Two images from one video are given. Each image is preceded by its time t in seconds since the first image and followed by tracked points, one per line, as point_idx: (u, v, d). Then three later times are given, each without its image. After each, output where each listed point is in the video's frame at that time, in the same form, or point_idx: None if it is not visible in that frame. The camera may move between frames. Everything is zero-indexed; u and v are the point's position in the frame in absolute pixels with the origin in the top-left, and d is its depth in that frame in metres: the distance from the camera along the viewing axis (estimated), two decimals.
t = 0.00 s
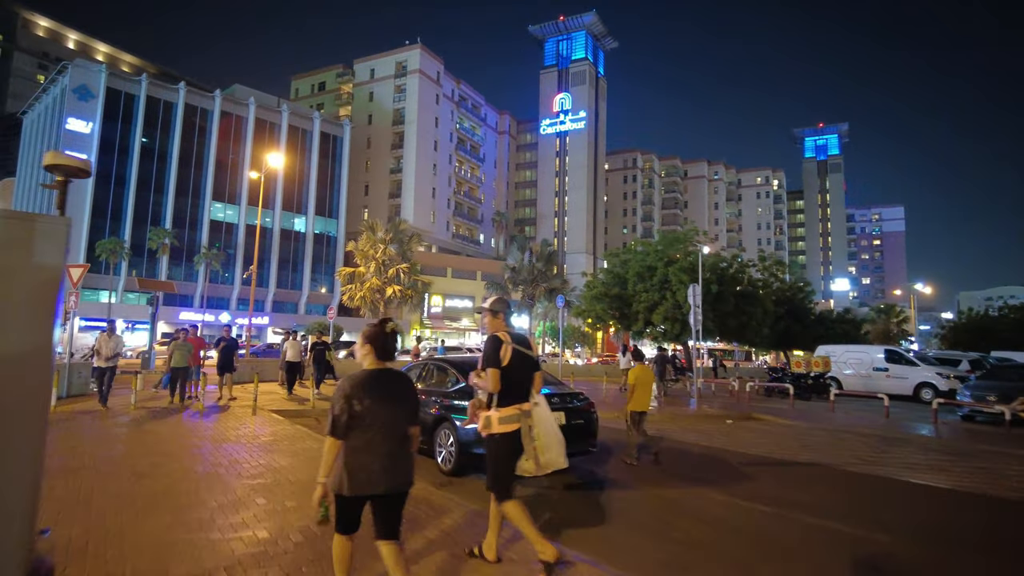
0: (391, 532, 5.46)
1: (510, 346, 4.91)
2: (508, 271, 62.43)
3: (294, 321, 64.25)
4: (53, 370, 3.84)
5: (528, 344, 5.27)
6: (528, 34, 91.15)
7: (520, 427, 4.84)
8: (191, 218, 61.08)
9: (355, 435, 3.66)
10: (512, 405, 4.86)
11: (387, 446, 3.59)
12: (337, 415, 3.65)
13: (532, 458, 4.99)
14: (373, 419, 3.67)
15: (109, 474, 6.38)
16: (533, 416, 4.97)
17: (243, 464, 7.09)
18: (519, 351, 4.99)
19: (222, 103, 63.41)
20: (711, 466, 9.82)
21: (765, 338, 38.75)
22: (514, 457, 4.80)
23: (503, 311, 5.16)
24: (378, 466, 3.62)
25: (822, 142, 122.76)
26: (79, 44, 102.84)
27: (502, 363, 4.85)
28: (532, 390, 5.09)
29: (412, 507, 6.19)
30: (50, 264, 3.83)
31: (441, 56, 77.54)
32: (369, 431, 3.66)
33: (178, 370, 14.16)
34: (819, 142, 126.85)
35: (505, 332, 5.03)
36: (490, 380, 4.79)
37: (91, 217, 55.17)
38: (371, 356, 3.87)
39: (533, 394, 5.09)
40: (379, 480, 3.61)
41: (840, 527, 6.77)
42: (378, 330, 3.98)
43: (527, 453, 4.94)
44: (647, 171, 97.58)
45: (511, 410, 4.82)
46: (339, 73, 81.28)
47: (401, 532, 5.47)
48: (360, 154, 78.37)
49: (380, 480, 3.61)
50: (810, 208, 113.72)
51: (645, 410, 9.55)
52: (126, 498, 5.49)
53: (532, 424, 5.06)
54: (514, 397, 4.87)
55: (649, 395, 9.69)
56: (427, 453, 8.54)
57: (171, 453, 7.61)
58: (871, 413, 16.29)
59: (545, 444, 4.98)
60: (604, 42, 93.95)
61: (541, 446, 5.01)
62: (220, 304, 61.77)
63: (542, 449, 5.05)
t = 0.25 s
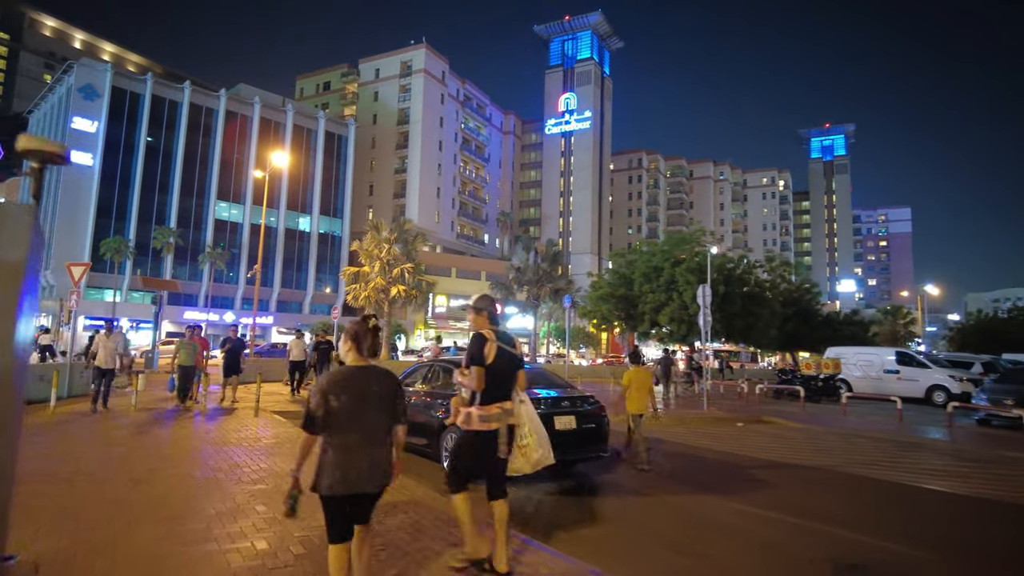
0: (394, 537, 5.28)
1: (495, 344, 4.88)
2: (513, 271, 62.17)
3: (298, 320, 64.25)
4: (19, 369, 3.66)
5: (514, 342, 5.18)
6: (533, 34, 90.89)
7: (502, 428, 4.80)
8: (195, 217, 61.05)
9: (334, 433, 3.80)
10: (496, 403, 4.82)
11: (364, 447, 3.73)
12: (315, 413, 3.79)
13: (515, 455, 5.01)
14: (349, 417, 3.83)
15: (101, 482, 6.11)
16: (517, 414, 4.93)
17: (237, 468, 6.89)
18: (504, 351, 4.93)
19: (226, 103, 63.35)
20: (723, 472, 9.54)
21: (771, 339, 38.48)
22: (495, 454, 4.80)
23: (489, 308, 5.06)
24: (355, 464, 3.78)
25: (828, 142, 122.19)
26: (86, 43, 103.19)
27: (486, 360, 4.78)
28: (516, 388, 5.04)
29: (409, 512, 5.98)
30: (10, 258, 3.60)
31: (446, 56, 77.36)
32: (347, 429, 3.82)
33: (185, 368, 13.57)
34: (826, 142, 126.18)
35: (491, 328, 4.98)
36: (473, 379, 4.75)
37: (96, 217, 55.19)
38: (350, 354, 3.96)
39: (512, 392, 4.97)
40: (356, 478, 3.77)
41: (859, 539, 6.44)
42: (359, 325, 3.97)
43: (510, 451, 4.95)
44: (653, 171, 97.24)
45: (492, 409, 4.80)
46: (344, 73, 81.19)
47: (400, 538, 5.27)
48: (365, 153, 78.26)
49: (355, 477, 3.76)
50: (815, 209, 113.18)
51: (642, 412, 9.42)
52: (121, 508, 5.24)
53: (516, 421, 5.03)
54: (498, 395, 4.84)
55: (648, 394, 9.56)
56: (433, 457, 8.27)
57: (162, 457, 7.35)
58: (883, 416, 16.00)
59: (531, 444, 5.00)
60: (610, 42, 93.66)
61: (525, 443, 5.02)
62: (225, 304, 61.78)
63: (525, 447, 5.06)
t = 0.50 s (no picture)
0: (396, 541, 5.04)
1: (470, 343, 4.61)
2: (519, 270, 61.90)
3: (303, 318, 64.16)
4: None
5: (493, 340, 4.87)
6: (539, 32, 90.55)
7: (475, 428, 4.54)
8: (201, 215, 60.93)
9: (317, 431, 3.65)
10: (468, 404, 4.57)
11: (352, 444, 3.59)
12: (297, 409, 3.68)
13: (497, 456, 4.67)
14: (338, 415, 3.69)
15: (95, 483, 5.89)
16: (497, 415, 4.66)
17: (234, 469, 6.70)
18: (482, 350, 4.67)
19: (232, 101, 63.24)
20: (738, 474, 9.19)
21: (779, 339, 38.13)
22: (471, 457, 4.55)
23: (465, 305, 4.80)
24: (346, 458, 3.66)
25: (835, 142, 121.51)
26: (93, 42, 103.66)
27: (457, 362, 4.55)
28: (495, 386, 4.67)
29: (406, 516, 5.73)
30: None
31: (452, 54, 77.17)
32: (335, 427, 3.67)
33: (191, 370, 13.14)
34: (832, 141, 125.46)
35: (466, 327, 4.76)
36: (444, 380, 4.54)
37: (102, 215, 55.19)
38: (339, 352, 3.87)
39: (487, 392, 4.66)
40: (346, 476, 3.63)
41: (886, 545, 6.02)
42: (348, 323, 3.99)
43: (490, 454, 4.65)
44: (659, 170, 96.82)
45: (466, 410, 4.57)
46: (349, 71, 81.06)
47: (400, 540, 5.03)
48: (370, 152, 78.14)
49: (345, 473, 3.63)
50: (822, 208, 112.56)
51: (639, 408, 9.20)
52: (114, 511, 5.00)
53: (494, 420, 4.69)
54: (471, 396, 4.59)
55: (644, 392, 9.32)
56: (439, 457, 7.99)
57: (158, 457, 7.14)
58: (897, 418, 15.63)
59: (516, 445, 4.64)
60: (616, 40, 93.28)
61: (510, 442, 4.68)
62: (230, 302, 61.77)
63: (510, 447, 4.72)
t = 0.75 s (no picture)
0: (413, 556, 4.76)
1: (449, 342, 4.61)
2: (528, 269, 61.58)
3: (313, 317, 64.18)
4: None
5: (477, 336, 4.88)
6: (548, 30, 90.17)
7: (453, 427, 4.52)
8: (211, 215, 61.07)
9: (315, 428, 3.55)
10: (450, 403, 4.57)
11: (345, 443, 3.46)
12: (295, 407, 3.60)
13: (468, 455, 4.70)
14: (331, 411, 3.56)
15: (98, 489, 5.72)
16: (476, 416, 4.70)
17: (241, 473, 6.57)
18: (460, 346, 4.68)
19: (242, 100, 63.26)
20: (756, 479, 8.90)
21: (793, 338, 37.60)
22: (443, 455, 4.52)
23: (446, 302, 4.85)
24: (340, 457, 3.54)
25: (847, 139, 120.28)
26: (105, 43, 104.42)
27: (437, 361, 4.52)
28: (480, 386, 4.77)
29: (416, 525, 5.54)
30: None
31: (461, 53, 76.97)
32: (329, 425, 3.55)
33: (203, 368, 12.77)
34: (845, 139, 124.19)
35: (447, 325, 4.73)
36: (422, 376, 4.49)
37: (113, 214, 55.43)
38: (336, 350, 3.76)
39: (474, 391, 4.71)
40: (340, 479, 3.53)
41: (899, 553, 5.79)
42: (346, 321, 3.87)
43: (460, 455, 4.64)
44: (669, 168, 96.18)
45: (446, 409, 4.54)
46: (359, 70, 81.02)
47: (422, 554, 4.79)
48: (379, 151, 78.04)
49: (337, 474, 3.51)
50: (835, 206, 111.47)
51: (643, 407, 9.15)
52: (115, 523, 4.80)
53: (473, 421, 4.72)
54: (451, 394, 4.58)
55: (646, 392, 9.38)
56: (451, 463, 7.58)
57: (164, 462, 6.99)
58: (918, 420, 15.23)
59: (486, 445, 4.69)
60: (626, 38, 92.70)
61: (480, 444, 4.75)
62: (240, 301, 61.91)
63: (480, 449, 4.79)
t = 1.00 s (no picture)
0: (428, 563, 4.55)
1: (447, 339, 4.43)
2: (541, 268, 61.27)
3: (327, 316, 64.27)
4: None
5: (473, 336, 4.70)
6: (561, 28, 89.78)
7: (449, 426, 4.33)
8: (225, 214, 61.32)
9: (322, 430, 3.41)
10: (445, 402, 4.39)
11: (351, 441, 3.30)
12: (298, 409, 3.44)
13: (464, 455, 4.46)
14: (335, 414, 3.43)
15: (107, 489, 5.58)
16: (472, 417, 4.47)
17: (254, 473, 6.42)
18: (458, 345, 4.52)
19: (256, 100, 63.48)
20: (782, 482, 8.61)
21: (810, 338, 37.03)
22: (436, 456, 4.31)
23: (446, 301, 4.71)
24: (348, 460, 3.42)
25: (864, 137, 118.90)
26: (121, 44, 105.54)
27: (434, 356, 4.35)
28: (475, 387, 4.58)
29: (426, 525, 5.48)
30: None
31: (474, 51, 76.83)
32: (331, 429, 3.41)
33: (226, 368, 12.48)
34: (861, 137, 122.72)
35: (444, 321, 4.57)
36: (418, 374, 4.36)
37: (129, 213, 55.81)
38: (339, 349, 3.61)
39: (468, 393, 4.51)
40: (344, 481, 3.40)
41: (912, 554, 5.59)
42: (349, 319, 3.72)
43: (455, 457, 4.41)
44: (683, 166, 95.52)
45: (441, 408, 4.36)
46: (372, 69, 81.08)
47: (438, 555, 4.72)
48: (392, 150, 78.07)
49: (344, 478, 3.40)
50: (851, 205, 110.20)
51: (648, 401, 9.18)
52: (122, 525, 4.64)
53: (469, 422, 4.48)
54: (447, 394, 4.40)
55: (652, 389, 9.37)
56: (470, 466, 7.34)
57: (177, 461, 6.86)
58: (946, 422, 14.79)
59: (483, 445, 4.42)
60: (639, 35, 92.12)
61: (476, 446, 4.48)
62: (254, 299, 62.14)
63: (476, 452, 4.51)
